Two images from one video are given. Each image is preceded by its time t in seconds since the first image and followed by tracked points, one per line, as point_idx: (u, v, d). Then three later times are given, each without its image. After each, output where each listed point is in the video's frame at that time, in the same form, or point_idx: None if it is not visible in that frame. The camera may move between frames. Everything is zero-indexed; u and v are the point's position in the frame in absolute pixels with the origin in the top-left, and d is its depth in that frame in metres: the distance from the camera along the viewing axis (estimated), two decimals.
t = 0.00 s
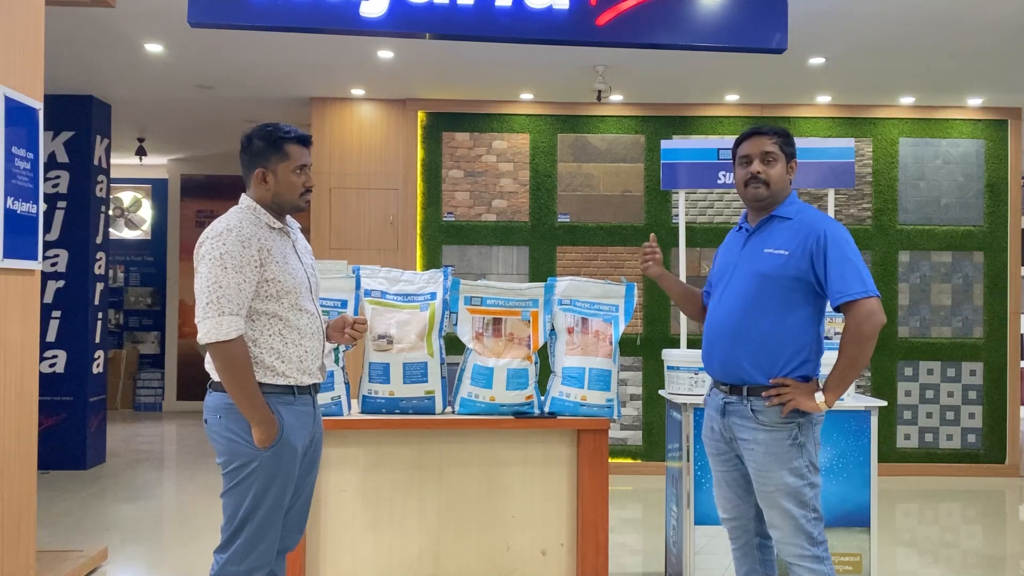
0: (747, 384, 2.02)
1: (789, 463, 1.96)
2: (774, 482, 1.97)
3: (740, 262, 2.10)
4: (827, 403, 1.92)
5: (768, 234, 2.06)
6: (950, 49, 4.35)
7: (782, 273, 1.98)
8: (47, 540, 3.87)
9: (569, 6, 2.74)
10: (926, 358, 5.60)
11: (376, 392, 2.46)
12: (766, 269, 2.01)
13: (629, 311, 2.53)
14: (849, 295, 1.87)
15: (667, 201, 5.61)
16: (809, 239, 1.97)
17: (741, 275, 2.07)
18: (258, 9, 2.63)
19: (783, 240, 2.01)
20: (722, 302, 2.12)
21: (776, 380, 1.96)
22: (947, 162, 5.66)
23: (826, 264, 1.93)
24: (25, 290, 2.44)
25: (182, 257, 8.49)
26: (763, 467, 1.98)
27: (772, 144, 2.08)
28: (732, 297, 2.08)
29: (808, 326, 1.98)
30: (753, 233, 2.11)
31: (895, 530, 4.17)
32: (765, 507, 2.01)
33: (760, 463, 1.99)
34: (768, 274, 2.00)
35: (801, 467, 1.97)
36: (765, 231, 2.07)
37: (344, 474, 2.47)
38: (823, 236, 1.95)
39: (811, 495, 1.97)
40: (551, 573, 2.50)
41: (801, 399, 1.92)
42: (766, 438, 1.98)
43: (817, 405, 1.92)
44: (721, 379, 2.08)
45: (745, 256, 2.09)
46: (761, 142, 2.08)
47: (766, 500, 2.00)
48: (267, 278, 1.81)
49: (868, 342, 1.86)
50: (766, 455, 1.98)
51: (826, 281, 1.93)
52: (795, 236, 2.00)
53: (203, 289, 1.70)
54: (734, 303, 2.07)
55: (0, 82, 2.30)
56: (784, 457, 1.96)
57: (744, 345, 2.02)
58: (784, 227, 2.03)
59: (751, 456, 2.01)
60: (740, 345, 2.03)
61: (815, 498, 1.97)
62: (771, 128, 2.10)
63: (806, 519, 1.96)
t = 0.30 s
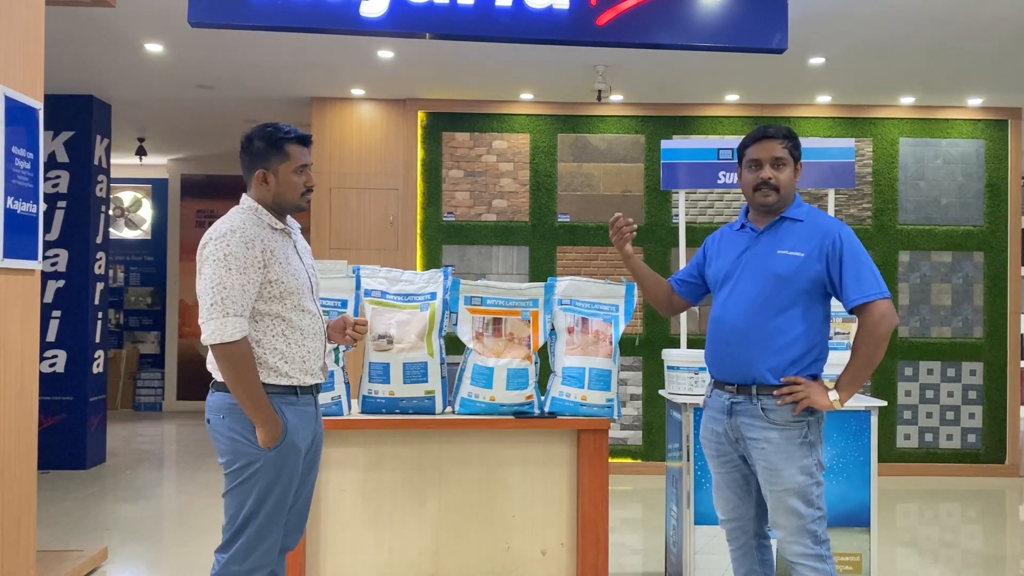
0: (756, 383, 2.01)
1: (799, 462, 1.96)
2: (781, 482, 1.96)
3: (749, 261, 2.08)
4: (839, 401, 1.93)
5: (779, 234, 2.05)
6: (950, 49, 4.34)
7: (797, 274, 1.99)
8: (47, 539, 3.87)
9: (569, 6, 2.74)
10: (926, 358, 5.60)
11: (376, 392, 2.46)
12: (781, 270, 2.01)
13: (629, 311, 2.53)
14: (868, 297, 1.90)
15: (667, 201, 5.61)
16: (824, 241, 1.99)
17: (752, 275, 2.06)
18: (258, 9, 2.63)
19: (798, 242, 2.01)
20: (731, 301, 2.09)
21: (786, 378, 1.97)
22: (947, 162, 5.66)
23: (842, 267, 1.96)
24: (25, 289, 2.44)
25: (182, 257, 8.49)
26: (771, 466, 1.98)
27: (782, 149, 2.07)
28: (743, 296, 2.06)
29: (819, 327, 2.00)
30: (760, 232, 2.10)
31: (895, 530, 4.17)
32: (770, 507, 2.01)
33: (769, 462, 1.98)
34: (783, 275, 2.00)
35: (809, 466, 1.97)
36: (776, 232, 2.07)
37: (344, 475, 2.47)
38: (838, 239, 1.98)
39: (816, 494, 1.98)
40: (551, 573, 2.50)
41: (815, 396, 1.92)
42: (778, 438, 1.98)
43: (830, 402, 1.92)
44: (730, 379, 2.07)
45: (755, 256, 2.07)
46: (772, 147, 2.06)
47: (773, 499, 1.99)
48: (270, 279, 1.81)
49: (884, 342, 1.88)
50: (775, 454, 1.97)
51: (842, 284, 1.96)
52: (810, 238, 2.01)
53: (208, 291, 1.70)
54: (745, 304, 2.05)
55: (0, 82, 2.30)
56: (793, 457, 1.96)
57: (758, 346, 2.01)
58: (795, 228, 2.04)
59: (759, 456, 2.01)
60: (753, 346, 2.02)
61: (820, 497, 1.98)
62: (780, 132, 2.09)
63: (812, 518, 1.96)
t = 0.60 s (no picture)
0: (765, 384, 2.01)
1: (808, 461, 1.97)
2: (789, 482, 1.97)
3: (755, 263, 2.07)
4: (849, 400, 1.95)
5: (785, 236, 2.05)
6: (950, 49, 4.34)
7: (806, 276, 2.00)
8: (47, 539, 3.87)
9: (569, 6, 2.74)
10: (926, 358, 5.60)
11: (376, 392, 2.46)
12: (790, 272, 2.01)
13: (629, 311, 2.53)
14: (878, 299, 1.93)
15: (667, 201, 5.61)
16: (832, 244, 2.01)
17: (760, 277, 2.05)
18: (258, 9, 2.63)
19: (805, 244, 2.02)
20: (737, 303, 2.08)
21: (795, 378, 1.97)
22: (947, 162, 5.66)
23: (849, 269, 1.99)
24: (25, 290, 2.44)
25: (182, 257, 8.49)
26: (780, 466, 1.98)
27: (791, 150, 2.06)
28: (751, 298, 2.05)
29: (825, 328, 2.03)
30: (765, 233, 2.09)
31: (896, 530, 4.18)
32: (776, 507, 2.01)
33: (779, 462, 1.98)
34: (792, 277, 2.00)
35: (817, 466, 1.97)
36: (781, 233, 2.06)
37: (345, 475, 2.47)
38: (845, 241, 2.00)
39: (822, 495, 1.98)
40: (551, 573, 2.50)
41: (827, 395, 1.93)
42: (788, 438, 1.98)
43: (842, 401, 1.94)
44: (738, 381, 2.06)
45: (761, 257, 2.06)
46: (782, 148, 2.05)
47: (779, 499, 2.00)
48: (271, 279, 1.81)
49: (891, 341, 1.93)
50: (784, 454, 1.97)
51: (850, 286, 1.99)
52: (817, 240, 2.02)
53: (211, 292, 1.70)
54: (754, 306, 2.04)
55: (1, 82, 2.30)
56: (802, 456, 1.97)
57: (768, 348, 2.01)
58: (801, 230, 2.04)
59: (768, 456, 2.01)
60: (764, 348, 2.01)
61: (825, 497, 1.99)
62: (789, 133, 2.08)
63: (817, 518, 1.97)
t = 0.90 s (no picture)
0: (767, 384, 2.01)
1: (811, 461, 1.97)
2: (793, 482, 1.96)
3: (756, 263, 2.07)
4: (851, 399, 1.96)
5: (786, 236, 2.05)
6: (949, 49, 4.35)
7: (808, 276, 2.00)
8: (47, 539, 3.88)
9: (569, 6, 2.74)
10: (926, 357, 5.60)
11: (376, 392, 2.46)
12: (792, 272, 2.01)
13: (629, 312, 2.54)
14: (880, 298, 1.94)
15: (667, 201, 5.61)
16: (833, 243, 2.01)
17: (761, 277, 2.05)
18: (259, 9, 2.63)
19: (806, 244, 2.02)
20: (738, 303, 2.08)
21: (799, 378, 1.98)
22: (947, 162, 5.66)
23: (851, 268, 1.99)
24: (25, 289, 2.44)
25: (183, 256, 8.49)
26: (782, 466, 1.98)
27: (792, 150, 2.06)
28: (753, 299, 2.05)
29: (827, 328, 2.03)
30: (765, 234, 2.09)
31: (896, 530, 4.18)
32: (778, 506, 2.01)
33: (781, 462, 1.98)
34: (794, 277, 2.00)
35: (819, 466, 1.98)
36: (782, 233, 2.06)
37: (345, 475, 2.47)
38: (846, 241, 2.00)
39: (823, 494, 1.98)
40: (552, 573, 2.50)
41: (829, 395, 1.94)
42: (791, 438, 1.98)
43: (844, 400, 1.96)
44: (740, 381, 2.06)
45: (762, 257, 2.06)
46: (783, 148, 2.05)
47: (781, 499, 2.00)
48: (269, 279, 1.81)
49: (892, 340, 1.93)
50: (787, 454, 1.97)
51: (851, 285, 1.99)
52: (818, 240, 2.02)
53: (209, 292, 1.70)
54: (755, 306, 2.04)
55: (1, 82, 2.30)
56: (805, 457, 1.97)
57: (770, 348, 2.01)
58: (802, 230, 2.04)
59: (770, 456, 2.01)
60: (766, 348, 2.01)
61: (827, 497, 1.99)
62: (789, 133, 2.08)
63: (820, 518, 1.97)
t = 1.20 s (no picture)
0: (764, 383, 2.01)
1: (806, 462, 1.97)
2: (788, 482, 1.96)
3: (754, 261, 2.07)
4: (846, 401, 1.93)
5: (784, 233, 2.05)
6: (949, 49, 4.35)
7: (803, 274, 1.99)
8: (48, 539, 3.88)
9: (569, 6, 2.74)
10: (926, 357, 5.60)
11: (376, 391, 2.46)
12: (787, 269, 2.01)
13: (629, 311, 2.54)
14: (877, 297, 1.91)
15: (667, 201, 5.61)
16: (830, 241, 1.99)
17: (758, 275, 2.05)
18: (259, 9, 2.63)
19: (803, 242, 2.02)
20: (734, 301, 2.09)
21: (793, 379, 1.97)
22: (948, 162, 5.66)
23: (848, 266, 1.97)
24: (25, 289, 2.44)
25: (183, 256, 8.49)
26: (779, 466, 1.98)
27: (789, 149, 2.06)
28: (749, 297, 2.05)
29: (824, 327, 2.01)
30: (765, 232, 2.09)
31: (895, 530, 4.18)
32: (775, 507, 2.01)
33: (776, 462, 1.98)
34: (789, 275, 2.00)
35: (816, 466, 1.97)
36: (780, 231, 2.07)
37: (345, 475, 2.47)
38: (843, 239, 1.98)
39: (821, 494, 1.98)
40: (552, 573, 2.50)
41: (823, 396, 1.92)
42: (786, 438, 1.98)
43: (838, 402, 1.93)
44: (737, 380, 2.06)
45: (760, 255, 2.07)
46: (779, 147, 2.05)
47: (778, 499, 2.00)
48: (268, 279, 1.81)
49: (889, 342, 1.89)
50: (781, 454, 1.97)
51: (848, 283, 1.97)
52: (815, 238, 2.01)
53: (205, 292, 1.71)
54: (752, 304, 2.04)
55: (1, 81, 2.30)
56: (801, 457, 1.97)
57: (765, 346, 2.01)
58: (801, 227, 2.04)
59: (765, 456, 2.01)
60: (761, 346, 2.01)
61: (825, 498, 1.99)
62: (788, 132, 2.08)
63: (817, 518, 1.96)
